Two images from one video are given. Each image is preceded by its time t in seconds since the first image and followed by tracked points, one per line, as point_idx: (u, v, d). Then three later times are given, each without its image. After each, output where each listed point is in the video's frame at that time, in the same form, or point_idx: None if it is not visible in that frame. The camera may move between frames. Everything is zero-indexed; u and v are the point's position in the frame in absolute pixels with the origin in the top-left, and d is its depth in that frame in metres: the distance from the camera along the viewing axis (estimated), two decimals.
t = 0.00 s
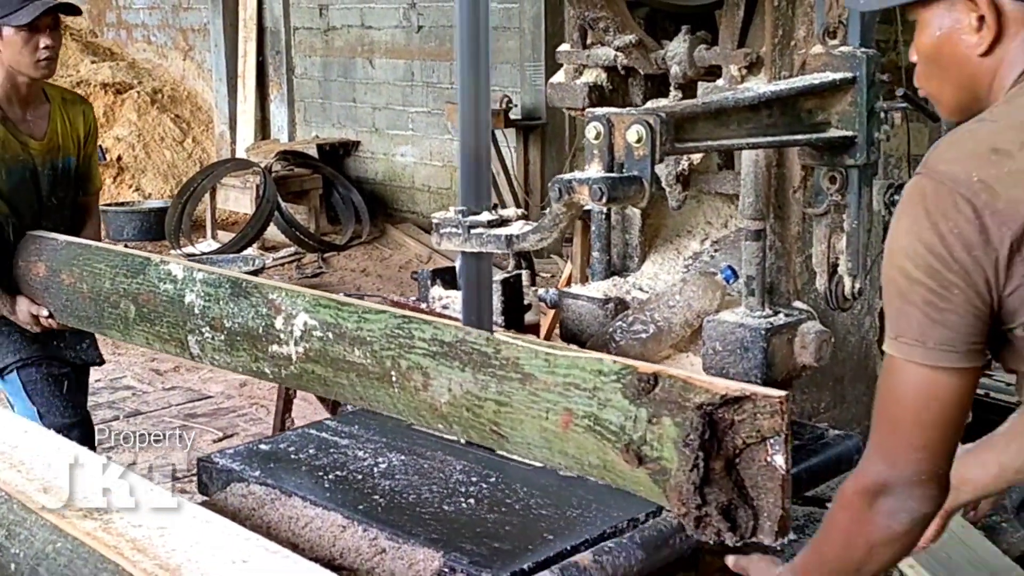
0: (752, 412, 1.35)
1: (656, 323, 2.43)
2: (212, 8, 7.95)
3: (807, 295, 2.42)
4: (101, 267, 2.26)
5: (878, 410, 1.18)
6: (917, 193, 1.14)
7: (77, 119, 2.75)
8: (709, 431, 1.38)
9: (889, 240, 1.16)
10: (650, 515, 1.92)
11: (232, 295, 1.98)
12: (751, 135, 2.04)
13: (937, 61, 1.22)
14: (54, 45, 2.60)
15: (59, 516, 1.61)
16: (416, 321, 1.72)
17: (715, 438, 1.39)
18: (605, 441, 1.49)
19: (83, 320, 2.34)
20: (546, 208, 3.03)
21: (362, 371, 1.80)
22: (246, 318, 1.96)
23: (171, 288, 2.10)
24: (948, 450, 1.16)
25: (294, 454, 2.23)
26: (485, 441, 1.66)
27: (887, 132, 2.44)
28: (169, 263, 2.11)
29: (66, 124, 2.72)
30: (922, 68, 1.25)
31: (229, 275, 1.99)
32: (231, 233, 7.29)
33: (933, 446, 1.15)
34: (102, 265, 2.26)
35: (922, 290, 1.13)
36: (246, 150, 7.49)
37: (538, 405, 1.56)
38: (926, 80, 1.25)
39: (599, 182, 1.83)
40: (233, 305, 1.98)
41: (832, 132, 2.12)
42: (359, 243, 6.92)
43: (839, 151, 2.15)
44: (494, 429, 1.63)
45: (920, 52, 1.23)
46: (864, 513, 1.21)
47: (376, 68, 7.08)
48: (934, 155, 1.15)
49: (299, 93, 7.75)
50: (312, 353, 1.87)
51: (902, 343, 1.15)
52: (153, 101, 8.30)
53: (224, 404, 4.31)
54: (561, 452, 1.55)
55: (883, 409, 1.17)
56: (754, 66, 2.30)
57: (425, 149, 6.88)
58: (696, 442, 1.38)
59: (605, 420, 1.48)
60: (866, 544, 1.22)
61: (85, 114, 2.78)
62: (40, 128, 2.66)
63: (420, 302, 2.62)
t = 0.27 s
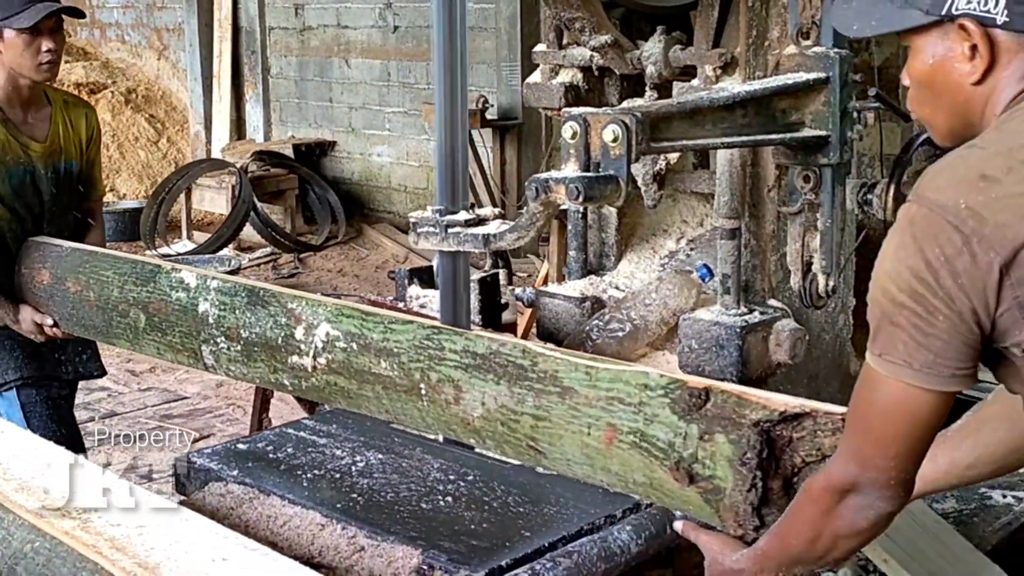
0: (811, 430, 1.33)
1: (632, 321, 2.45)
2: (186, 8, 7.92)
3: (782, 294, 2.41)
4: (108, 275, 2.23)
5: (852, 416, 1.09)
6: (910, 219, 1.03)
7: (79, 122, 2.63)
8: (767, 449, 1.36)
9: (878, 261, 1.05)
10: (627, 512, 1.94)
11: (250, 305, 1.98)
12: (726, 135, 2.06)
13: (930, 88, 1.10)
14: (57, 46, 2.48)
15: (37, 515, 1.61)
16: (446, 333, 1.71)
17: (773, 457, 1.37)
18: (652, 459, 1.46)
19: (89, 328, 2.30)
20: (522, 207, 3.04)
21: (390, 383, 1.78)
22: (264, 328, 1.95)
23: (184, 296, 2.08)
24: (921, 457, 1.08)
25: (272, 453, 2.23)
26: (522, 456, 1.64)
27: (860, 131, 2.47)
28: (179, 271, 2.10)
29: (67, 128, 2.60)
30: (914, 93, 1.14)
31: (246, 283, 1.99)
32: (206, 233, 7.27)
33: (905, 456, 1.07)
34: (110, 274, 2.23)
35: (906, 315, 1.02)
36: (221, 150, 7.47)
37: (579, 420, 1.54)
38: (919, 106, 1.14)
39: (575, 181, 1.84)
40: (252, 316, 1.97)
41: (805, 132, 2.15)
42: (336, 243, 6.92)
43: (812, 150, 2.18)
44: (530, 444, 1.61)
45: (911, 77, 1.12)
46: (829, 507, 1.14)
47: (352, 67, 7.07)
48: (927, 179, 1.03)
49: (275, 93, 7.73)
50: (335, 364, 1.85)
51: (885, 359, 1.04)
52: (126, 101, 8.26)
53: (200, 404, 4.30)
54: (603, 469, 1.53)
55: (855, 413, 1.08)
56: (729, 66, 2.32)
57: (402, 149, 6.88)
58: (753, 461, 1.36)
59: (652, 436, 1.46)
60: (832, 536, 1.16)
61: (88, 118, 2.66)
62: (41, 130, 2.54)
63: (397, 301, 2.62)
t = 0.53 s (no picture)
0: (878, 444, 1.26)
1: (603, 318, 2.46)
2: (154, 7, 7.86)
3: (751, 290, 2.41)
4: (111, 284, 2.10)
5: (919, 438, 1.07)
6: (991, 232, 1.01)
7: (80, 125, 2.58)
8: (832, 465, 1.28)
9: (956, 273, 1.03)
10: (598, 507, 1.95)
11: (264, 315, 1.86)
12: (695, 132, 2.07)
13: (1015, 82, 1.05)
14: (59, 47, 2.42)
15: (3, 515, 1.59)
16: (476, 343, 1.61)
17: (838, 473, 1.28)
18: (703, 475, 1.37)
19: (91, 340, 2.17)
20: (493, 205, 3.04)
21: (416, 396, 1.67)
22: (279, 339, 1.84)
23: (192, 306, 1.96)
24: (990, 486, 1.06)
25: (242, 452, 2.23)
26: (559, 472, 1.53)
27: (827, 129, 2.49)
28: (188, 280, 1.98)
29: (68, 130, 2.55)
30: (991, 87, 1.08)
31: (259, 292, 1.87)
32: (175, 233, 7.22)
33: (975, 483, 1.05)
34: (113, 283, 2.10)
35: (990, 333, 0.99)
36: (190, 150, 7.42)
37: (623, 434, 1.44)
38: (996, 102, 1.08)
39: (545, 178, 1.85)
40: (267, 326, 1.86)
41: (773, 129, 2.17)
42: (306, 243, 6.89)
43: (781, 147, 2.20)
44: (570, 459, 1.51)
45: (991, 70, 1.07)
46: (889, 534, 1.10)
47: (322, 66, 7.04)
48: (1014, 189, 1.01)
49: (244, 92, 7.69)
50: (357, 376, 1.74)
51: (962, 378, 1.01)
52: (93, 100, 8.19)
53: (170, 405, 4.27)
54: (649, 486, 1.43)
55: (927, 437, 1.05)
56: (698, 63, 2.33)
57: (372, 149, 6.86)
58: (817, 478, 1.28)
59: (703, 451, 1.37)
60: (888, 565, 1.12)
61: (90, 120, 2.60)
62: (40, 132, 2.49)
63: (368, 300, 2.61)
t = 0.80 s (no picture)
0: (977, 475, 1.15)
1: (573, 319, 2.46)
2: (123, 6, 7.80)
3: (722, 290, 2.42)
4: (124, 299, 2.03)
5: None
6: None
7: (75, 128, 2.64)
8: (928, 498, 1.18)
9: None
10: (568, 509, 1.94)
11: (290, 332, 1.77)
12: (664, 133, 2.07)
13: None
14: (54, 48, 2.48)
15: None
16: (524, 361, 1.51)
17: (934, 506, 1.18)
18: (777, 505, 1.27)
19: (100, 355, 2.10)
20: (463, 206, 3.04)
21: (459, 418, 1.58)
22: (307, 356, 1.76)
23: (213, 321, 1.88)
24: None
25: (210, 456, 2.21)
26: (618, 499, 1.44)
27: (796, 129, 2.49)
28: (207, 293, 1.90)
29: (65, 133, 2.60)
30: None
31: (286, 307, 1.79)
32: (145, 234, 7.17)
33: None
34: (126, 298, 2.03)
35: None
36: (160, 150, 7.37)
37: (689, 461, 1.34)
38: None
39: (514, 179, 1.84)
40: (296, 342, 1.77)
41: (742, 129, 2.17)
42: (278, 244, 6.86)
43: (749, 148, 2.20)
44: (629, 487, 1.41)
45: None
46: None
47: (294, 66, 7.00)
48: None
49: (215, 92, 7.64)
50: (393, 396, 1.66)
51: None
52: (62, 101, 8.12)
53: (141, 408, 4.24)
54: (717, 516, 1.33)
55: None
56: (667, 64, 2.33)
57: (343, 148, 6.83)
58: (911, 511, 1.18)
59: (778, 479, 1.27)
60: None
61: (86, 125, 2.66)
62: (37, 137, 2.54)
63: (338, 301, 2.59)
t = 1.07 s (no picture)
0: None
1: (554, 323, 2.46)
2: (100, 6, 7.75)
3: (702, 295, 2.42)
4: (150, 316, 1.97)
5: None
6: None
7: (94, 140, 2.53)
8: None
9: None
10: (549, 516, 1.94)
11: (332, 352, 1.70)
12: (644, 138, 2.07)
13: None
14: (69, 53, 2.38)
15: None
16: (587, 386, 1.43)
17: None
18: (876, 542, 1.19)
19: (126, 374, 2.05)
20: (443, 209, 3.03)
21: (515, 443, 1.50)
22: (350, 377, 1.68)
23: (248, 341, 1.81)
24: None
25: (189, 464, 2.19)
26: (692, 533, 1.36)
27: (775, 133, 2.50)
28: (240, 310, 1.84)
29: (83, 144, 2.49)
30: None
31: (326, 325, 1.71)
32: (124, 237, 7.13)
33: None
34: (153, 315, 1.97)
35: None
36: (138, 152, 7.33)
37: (771, 493, 1.26)
38: None
39: (495, 186, 1.84)
40: (338, 362, 1.69)
41: (722, 135, 2.18)
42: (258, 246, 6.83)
43: (729, 153, 2.21)
44: (704, 520, 1.33)
45: None
46: None
47: (273, 67, 6.97)
48: None
49: (193, 93, 7.60)
50: (445, 421, 1.58)
51: None
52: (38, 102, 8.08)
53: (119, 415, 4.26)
54: (805, 550, 1.25)
55: None
56: (646, 69, 2.33)
57: (323, 149, 6.81)
58: None
59: (877, 515, 1.18)
60: None
61: (108, 136, 2.55)
62: (50, 149, 2.43)
63: (318, 306, 2.58)
